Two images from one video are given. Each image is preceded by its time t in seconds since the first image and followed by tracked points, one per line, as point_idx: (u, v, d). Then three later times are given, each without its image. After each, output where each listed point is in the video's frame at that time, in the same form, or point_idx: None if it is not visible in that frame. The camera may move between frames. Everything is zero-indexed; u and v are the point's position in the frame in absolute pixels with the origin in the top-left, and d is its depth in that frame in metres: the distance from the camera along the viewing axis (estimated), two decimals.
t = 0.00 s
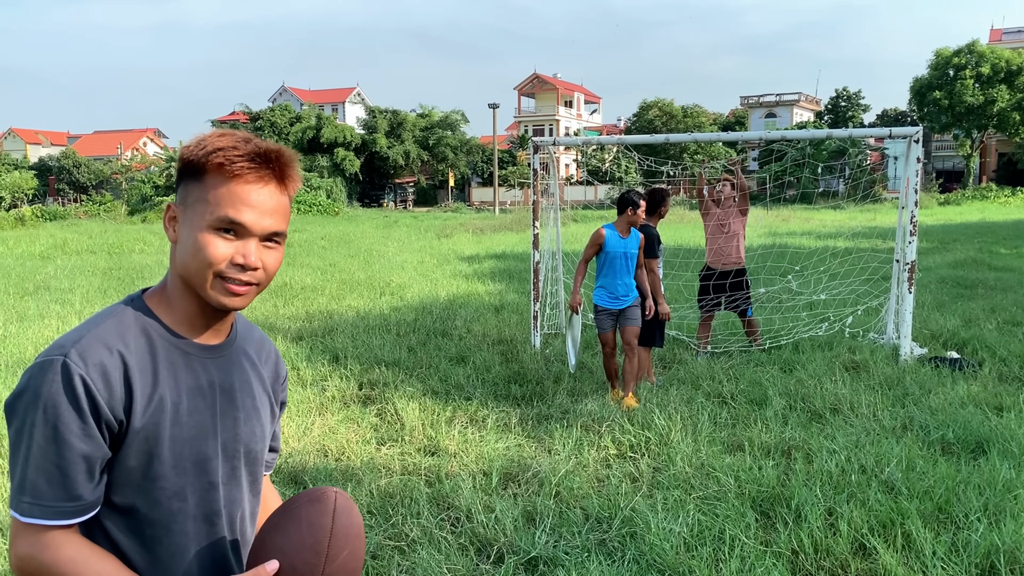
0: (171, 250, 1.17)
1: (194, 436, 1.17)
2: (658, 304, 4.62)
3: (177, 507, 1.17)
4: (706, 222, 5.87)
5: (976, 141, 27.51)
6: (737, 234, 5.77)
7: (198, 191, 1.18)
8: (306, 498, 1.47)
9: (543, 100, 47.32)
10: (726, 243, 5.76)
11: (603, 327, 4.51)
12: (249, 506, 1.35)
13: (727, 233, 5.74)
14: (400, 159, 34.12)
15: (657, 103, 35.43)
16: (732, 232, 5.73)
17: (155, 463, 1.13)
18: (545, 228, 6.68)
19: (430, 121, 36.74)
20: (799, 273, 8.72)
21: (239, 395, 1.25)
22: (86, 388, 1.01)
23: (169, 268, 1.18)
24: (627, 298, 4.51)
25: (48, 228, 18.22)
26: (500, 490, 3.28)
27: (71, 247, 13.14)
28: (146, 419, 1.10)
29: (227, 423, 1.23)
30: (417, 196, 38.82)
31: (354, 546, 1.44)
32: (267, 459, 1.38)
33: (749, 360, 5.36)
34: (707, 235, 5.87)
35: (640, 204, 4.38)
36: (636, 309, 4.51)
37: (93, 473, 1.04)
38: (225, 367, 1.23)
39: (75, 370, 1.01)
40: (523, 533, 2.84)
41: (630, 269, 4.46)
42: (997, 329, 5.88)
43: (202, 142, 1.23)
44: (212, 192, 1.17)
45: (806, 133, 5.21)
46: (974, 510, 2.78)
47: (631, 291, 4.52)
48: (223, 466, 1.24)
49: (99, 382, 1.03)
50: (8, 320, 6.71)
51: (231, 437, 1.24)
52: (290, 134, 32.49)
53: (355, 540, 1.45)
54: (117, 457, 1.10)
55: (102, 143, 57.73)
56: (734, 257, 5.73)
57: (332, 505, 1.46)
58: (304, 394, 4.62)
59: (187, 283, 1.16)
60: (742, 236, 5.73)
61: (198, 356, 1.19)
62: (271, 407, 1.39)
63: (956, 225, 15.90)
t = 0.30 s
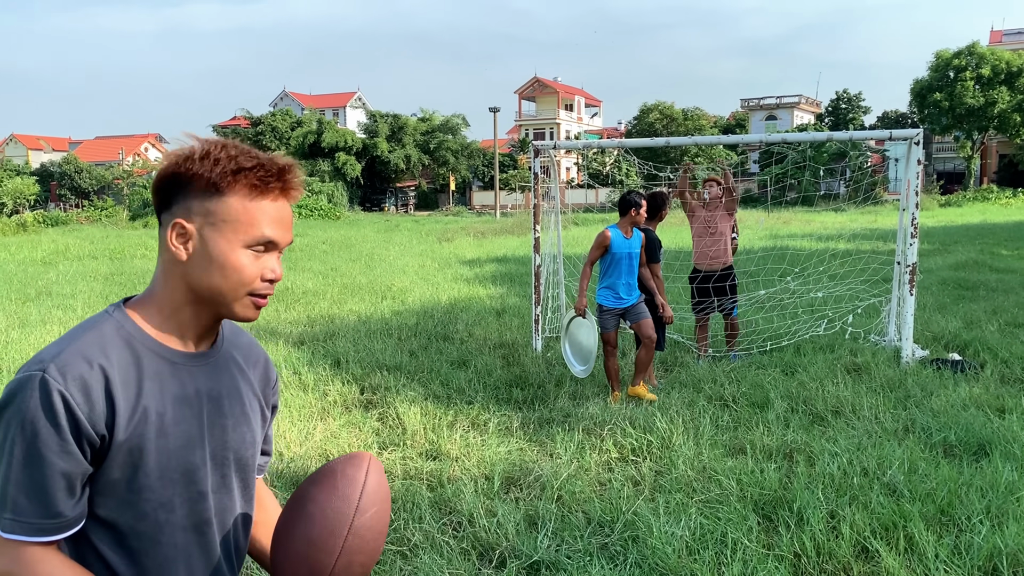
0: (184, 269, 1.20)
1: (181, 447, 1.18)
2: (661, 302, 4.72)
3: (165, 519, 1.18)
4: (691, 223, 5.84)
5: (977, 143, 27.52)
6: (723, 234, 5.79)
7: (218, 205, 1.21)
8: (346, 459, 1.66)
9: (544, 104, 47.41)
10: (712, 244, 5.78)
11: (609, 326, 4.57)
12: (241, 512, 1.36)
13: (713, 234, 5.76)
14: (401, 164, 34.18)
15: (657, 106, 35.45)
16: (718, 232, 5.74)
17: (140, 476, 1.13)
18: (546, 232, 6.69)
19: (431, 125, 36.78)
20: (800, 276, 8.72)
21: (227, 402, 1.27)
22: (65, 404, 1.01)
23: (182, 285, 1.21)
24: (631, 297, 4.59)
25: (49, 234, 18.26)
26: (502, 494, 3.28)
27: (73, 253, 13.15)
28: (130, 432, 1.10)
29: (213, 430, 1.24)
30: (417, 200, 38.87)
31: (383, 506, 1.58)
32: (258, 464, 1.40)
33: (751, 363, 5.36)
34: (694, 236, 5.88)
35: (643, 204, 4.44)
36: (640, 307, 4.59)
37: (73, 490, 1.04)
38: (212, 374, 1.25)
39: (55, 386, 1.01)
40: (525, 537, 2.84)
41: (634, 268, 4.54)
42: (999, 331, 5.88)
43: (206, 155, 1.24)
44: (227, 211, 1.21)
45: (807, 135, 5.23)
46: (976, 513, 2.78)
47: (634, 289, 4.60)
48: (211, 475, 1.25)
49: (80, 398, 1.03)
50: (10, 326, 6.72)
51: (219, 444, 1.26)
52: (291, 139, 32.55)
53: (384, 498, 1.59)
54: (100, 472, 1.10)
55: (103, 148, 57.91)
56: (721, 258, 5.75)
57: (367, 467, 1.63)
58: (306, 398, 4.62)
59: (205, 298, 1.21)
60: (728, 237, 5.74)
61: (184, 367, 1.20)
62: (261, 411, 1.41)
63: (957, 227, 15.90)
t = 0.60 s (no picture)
0: (177, 286, 1.25)
1: (158, 472, 1.18)
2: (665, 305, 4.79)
3: (148, 548, 1.18)
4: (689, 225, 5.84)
5: (977, 145, 27.53)
6: (722, 236, 5.78)
7: (213, 224, 1.30)
8: (323, 453, 1.79)
9: (543, 108, 47.48)
10: (710, 246, 5.77)
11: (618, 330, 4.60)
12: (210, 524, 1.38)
13: (712, 237, 5.75)
14: (402, 168, 34.23)
15: (657, 109, 35.50)
16: (716, 236, 5.72)
17: (119, 509, 1.13)
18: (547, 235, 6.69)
19: (432, 129, 36.83)
20: (801, 279, 8.72)
21: (188, 416, 1.29)
22: (36, 447, 1.00)
23: (174, 300, 1.25)
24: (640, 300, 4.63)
25: (50, 239, 18.28)
26: (503, 499, 3.28)
27: (74, 258, 13.15)
28: (105, 465, 1.10)
29: (180, 447, 1.26)
30: (418, 204, 38.91)
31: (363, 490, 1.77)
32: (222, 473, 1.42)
33: (752, 366, 5.35)
34: (693, 238, 5.86)
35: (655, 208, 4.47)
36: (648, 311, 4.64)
37: (37, 541, 1.03)
38: (172, 388, 1.27)
39: (26, 432, 1.00)
40: (527, 541, 2.84)
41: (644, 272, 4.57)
42: (1000, 333, 5.88)
43: (190, 171, 1.30)
44: (222, 225, 1.32)
45: (807, 138, 5.24)
46: (978, 516, 2.77)
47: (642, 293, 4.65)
48: (184, 494, 1.26)
49: (50, 439, 1.02)
50: (11, 331, 6.71)
51: (188, 461, 1.27)
52: (292, 143, 32.59)
53: (364, 487, 1.77)
54: (74, 510, 1.09)
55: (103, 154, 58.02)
56: (720, 261, 5.75)
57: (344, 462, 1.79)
58: (307, 403, 4.62)
59: (194, 313, 1.28)
60: (725, 241, 5.74)
61: (152, 386, 1.21)
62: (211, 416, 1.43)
63: (958, 230, 15.91)
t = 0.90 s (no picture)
0: (155, 294, 1.23)
1: (157, 487, 1.18)
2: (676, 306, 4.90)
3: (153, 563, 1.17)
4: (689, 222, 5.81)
5: (978, 147, 27.53)
6: (722, 233, 5.74)
7: (184, 227, 1.27)
8: (293, 448, 1.92)
9: (545, 110, 47.53)
10: (710, 245, 5.76)
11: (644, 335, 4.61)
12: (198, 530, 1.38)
13: (712, 235, 5.72)
14: (403, 170, 34.28)
15: (659, 112, 35.58)
16: (716, 233, 5.70)
17: (125, 528, 1.12)
18: (548, 237, 6.69)
19: (433, 132, 36.90)
20: (803, 281, 8.71)
21: (169, 422, 1.28)
22: (45, 483, 0.98)
23: (153, 308, 1.23)
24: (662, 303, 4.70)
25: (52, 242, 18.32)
26: (505, 501, 3.28)
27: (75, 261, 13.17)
28: (112, 486, 1.09)
29: (170, 455, 1.25)
30: (420, 207, 38.96)
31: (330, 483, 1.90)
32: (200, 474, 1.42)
33: (754, 368, 5.35)
34: (693, 234, 5.84)
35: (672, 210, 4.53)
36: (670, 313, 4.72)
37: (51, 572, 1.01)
38: (152, 397, 1.25)
39: (36, 468, 0.97)
40: (529, 544, 2.84)
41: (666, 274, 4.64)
42: (1002, 335, 5.87)
43: (157, 173, 1.26)
44: (192, 227, 1.29)
45: (809, 139, 5.23)
46: (981, 518, 2.77)
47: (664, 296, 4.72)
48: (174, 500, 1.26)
49: (58, 471, 1.00)
50: (14, 334, 6.72)
51: (175, 467, 1.26)
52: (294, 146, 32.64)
53: (331, 479, 1.90)
54: (84, 534, 1.08)
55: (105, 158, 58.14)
56: (719, 260, 5.74)
57: (313, 455, 1.92)
58: (309, 406, 4.62)
59: (171, 318, 1.26)
60: (725, 237, 5.71)
61: (140, 398, 1.20)
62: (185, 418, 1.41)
63: (960, 232, 15.89)
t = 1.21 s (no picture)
0: (201, 294, 1.23)
1: (194, 484, 1.19)
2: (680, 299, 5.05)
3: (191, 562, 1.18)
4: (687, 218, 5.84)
5: (982, 145, 27.45)
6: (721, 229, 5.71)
7: (227, 226, 1.28)
8: (317, 439, 1.91)
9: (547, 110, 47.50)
10: (710, 240, 5.74)
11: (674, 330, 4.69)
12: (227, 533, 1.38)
13: (711, 230, 5.70)
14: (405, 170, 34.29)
15: (660, 111, 35.53)
16: (715, 227, 5.68)
17: (169, 524, 1.13)
18: (550, 237, 6.68)
19: (435, 131, 36.89)
20: (806, 280, 8.69)
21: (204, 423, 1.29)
22: (101, 475, 0.99)
23: (198, 308, 1.23)
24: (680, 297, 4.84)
25: (56, 243, 18.37)
26: (508, 500, 3.28)
27: (78, 262, 13.19)
28: (160, 482, 1.10)
29: (204, 455, 1.26)
30: (422, 207, 38.97)
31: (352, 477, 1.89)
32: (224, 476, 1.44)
33: (757, 367, 5.34)
34: (691, 231, 5.84)
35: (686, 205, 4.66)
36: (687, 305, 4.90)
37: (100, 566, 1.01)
38: (191, 397, 1.26)
39: (94, 460, 0.98)
40: (533, 543, 2.84)
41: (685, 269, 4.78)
42: (1006, 333, 5.85)
43: (200, 175, 1.27)
44: (234, 227, 1.29)
45: (812, 138, 5.22)
46: (985, 516, 2.76)
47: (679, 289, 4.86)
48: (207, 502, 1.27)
49: (111, 463, 1.01)
50: (17, 335, 6.73)
51: (208, 467, 1.28)
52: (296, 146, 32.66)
53: (353, 472, 1.90)
54: (131, 530, 1.08)
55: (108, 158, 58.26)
56: (719, 254, 5.72)
57: (336, 449, 1.90)
58: (312, 405, 4.63)
59: (214, 318, 1.26)
60: (725, 231, 5.67)
61: (179, 397, 1.21)
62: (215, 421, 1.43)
63: (963, 230, 15.84)
